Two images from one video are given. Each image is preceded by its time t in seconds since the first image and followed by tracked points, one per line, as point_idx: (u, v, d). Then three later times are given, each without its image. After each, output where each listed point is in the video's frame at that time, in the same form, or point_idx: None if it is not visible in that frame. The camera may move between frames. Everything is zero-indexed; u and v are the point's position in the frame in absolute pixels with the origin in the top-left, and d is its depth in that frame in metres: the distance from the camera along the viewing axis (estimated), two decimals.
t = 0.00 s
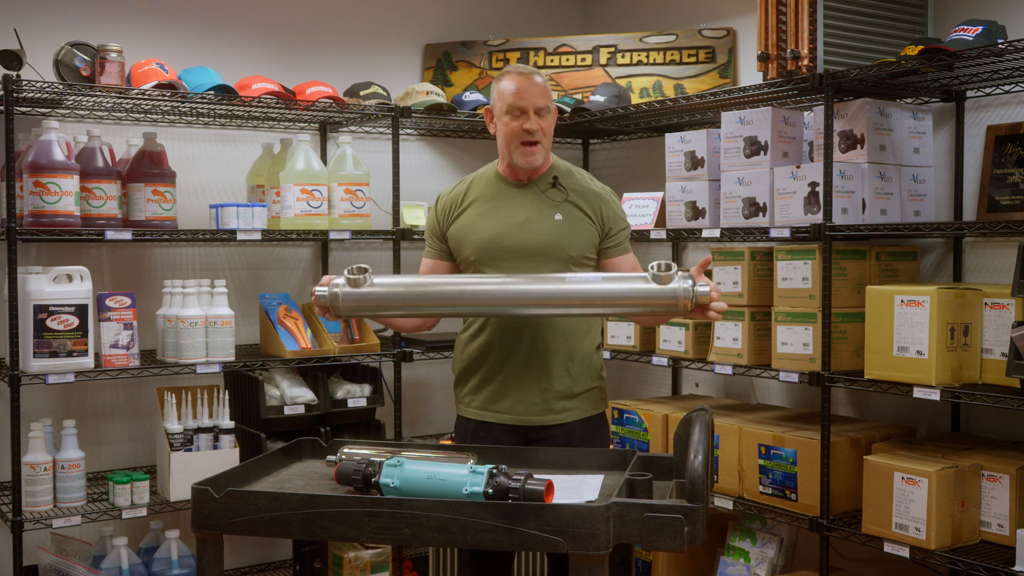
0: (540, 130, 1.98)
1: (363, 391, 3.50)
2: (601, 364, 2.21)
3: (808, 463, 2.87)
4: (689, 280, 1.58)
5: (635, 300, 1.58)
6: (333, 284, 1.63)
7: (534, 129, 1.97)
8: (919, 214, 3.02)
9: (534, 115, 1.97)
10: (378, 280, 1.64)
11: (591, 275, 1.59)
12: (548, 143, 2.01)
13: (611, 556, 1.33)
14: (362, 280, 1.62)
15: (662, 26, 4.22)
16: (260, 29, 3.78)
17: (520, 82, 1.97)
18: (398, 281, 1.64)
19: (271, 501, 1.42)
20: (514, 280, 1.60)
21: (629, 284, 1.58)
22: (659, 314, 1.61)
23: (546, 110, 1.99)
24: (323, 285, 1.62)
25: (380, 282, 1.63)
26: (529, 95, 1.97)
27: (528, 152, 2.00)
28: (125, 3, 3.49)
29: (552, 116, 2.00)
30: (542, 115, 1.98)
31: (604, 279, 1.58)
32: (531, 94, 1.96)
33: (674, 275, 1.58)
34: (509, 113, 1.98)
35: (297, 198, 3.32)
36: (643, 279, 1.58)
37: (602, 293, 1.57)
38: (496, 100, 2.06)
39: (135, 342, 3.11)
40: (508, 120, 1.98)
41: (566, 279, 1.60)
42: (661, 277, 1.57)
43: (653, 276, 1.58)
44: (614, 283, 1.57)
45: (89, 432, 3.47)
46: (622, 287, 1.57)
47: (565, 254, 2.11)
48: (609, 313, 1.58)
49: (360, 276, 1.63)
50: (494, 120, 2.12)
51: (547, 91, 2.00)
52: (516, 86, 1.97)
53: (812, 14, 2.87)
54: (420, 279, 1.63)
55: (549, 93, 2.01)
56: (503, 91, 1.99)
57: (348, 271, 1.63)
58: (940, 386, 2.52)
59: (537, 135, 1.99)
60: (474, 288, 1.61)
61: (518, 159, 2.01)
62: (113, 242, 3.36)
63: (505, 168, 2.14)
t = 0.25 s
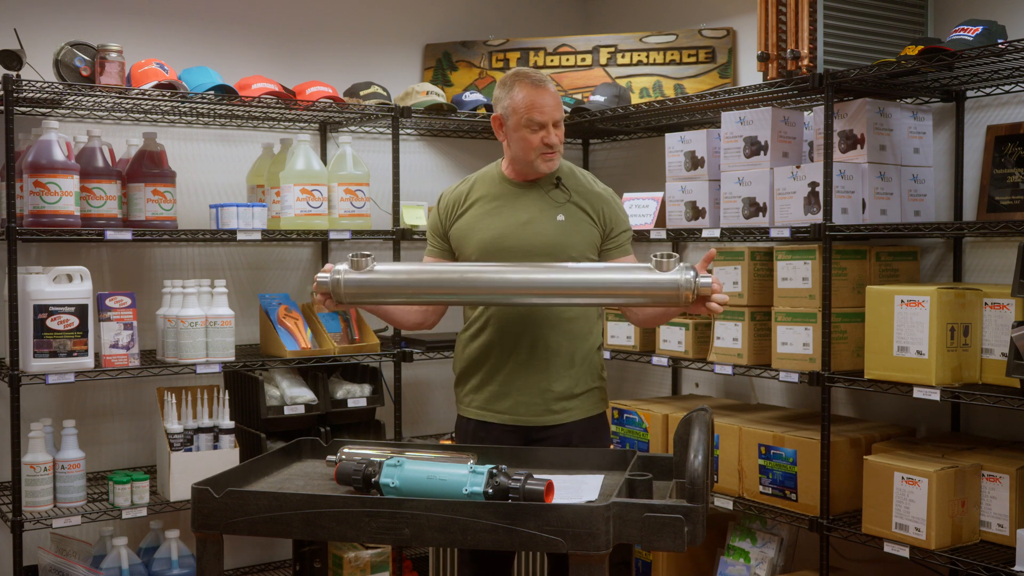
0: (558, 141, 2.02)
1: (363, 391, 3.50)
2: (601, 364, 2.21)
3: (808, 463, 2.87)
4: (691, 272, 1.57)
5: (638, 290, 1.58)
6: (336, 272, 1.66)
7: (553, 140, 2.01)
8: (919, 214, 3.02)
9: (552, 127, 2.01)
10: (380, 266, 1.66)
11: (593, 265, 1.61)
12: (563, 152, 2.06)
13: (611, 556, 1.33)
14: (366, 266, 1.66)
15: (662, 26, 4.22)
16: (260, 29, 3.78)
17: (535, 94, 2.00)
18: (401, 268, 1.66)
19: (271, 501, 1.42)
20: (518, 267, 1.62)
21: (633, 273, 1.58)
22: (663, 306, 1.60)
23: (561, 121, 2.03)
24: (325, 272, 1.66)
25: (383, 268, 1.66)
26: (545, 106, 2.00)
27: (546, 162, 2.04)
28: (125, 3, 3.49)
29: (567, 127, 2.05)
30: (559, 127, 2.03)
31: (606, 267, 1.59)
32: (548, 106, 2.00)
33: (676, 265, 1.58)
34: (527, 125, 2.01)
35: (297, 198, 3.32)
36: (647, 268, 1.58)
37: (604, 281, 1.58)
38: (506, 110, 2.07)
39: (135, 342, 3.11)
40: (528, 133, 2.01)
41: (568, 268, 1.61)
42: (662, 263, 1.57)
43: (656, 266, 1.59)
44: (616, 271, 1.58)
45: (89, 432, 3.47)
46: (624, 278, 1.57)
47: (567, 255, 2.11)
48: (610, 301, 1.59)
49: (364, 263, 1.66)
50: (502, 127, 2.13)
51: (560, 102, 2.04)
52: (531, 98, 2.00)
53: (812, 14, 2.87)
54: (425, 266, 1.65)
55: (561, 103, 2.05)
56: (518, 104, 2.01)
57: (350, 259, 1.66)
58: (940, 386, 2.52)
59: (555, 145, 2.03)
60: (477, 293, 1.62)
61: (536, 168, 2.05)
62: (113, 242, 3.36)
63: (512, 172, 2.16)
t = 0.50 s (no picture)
0: (559, 144, 2.01)
1: (363, 391, 3.50)
2: (601, 364, 2.21)
3: (808, 463, 2.87)
4: (694, 282, 1.57)
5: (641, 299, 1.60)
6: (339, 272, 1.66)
7: (553, 142, 2.00)
8: (919, 214, 3.02)
9: (553, 129, 2.00)
10: (383, 268, 1.66)
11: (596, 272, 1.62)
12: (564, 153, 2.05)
13: (610, 556, 1.33)
14: (369, 267, 1.66)
15: (662, 26, 4.22)
16: (260, 29, 3.78)
17: (537, 96, 1.99)
18: (404, 270, 1.65)
19: (271, 501, 1.42)
20: (520, 274, 1.62)
21: (636, 284, 1.59)
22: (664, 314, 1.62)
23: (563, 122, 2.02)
24: (329, 272, 1.66)
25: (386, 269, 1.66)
26: (546, 108, 1.99)
27: (546, 163, 2.04)
28: (125, 3, 3.49)
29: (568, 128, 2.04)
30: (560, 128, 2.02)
31: (609, 276, 1.60)
32: (549, 107, 1.99)
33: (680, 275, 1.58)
34: (528, 126, 2.00)
35: (297, 198, 3.32)
36: (649, 279, 1.59)
37: (606, 290, 1.59)
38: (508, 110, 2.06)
39: (135, 342, 3.11)
40: (529, 134, 2.01)
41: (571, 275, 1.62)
42: (666, 274, 1.58)
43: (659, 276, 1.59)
44: (619, 281, 1.59)
45: (89, 432, 3.47)
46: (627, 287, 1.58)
47: (568, 256, 2.11)
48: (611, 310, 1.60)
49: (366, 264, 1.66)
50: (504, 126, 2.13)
51: (563, 103, 2.03)
52: (533, 99, 1.99)
53: (812, 14, 2.87)
54: (426, 269, 1.65)
55: (564, 104, 2.03)
56: (520, 105, 2.00)
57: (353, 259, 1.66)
58: (940, 386, 2.52)
59: (555, 147, 2.02)
60: (477, 294, 1.62)
61: (536, 169, 2.04)
62: (113, 242, 3.36)
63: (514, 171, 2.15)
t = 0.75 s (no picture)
0: (540, 126, 1.99)
1: (363, 391, 3.51)
2: (601, 365, 2.21)
3: (808, 463, 2.87)
4: (696, 280, 1.57)
5: (642, 298, 1.59)
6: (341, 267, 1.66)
7: (534, 125, 1.99)
8: (919, 214, 3.02)
9: (535, 112, 1.99)
10: (385, 265, 1.67)
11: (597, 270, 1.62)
12: (550, 140, 2.02)
13: (610, 556, 1.33)
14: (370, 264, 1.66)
15: (662, 26, 4.22)
16: (260, 29, 3.78)
17: (521, 80, 2.00)
18: (405, 267, 1.66)
19: (271, 501, 1.42)
20: (520, 271, 1.63)
21: (637, 281, 1.59)
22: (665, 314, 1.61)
23: (548, 108, 2.01)
24: (331, 268, 1.67)
25: (388, 267, 1.66)
26: (530, 91, 1.99)
27: (528, 147, 2.01)
28: (125, 3, 3.49)
29: (555, 114, 2.03)
30: (544, 113, 2.01)
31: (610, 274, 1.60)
32: (532, 90, 1.99)
33: (681, 274, 1.58)
34: (510, 110, 1.99)
35: (297, 198, 3.32)
36: (650, 278, 1.59)
37: (606, 288, 1.59)
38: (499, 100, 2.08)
39: (135, 342, 3.11)
40: (511, 118, 2.01)
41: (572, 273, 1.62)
42: (667, 274, 1.57)
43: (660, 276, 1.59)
44: (619, 279, 1.59)
45: (88, 432, 3.47)
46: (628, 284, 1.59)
47: (568, 256, 2.11)
48: (612, 308, 1.60)
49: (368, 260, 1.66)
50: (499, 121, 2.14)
51: (550, 90, 2.02)
52: (517, 83, 2.00)
53: (812, 14, 2.87)
54: (426, 266, 1.65)
55: (552, 91, 2.02)
56: (505, 89, 2.01)
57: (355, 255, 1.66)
58: (940, 386, 2.52)
59: (538, 131, 2.00)
60: (478, 295, 1.62)
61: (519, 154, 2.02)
62: (113, 242, 3.36)
63: (510, 169, 2.15)
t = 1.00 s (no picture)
0: (535, 109, 2.02)
1: (363, 391, 3.50)
2: (603, 364, 2.21)
3: (808, 463, 2.87)
4: (697, 283, 1.57)
5: (643, 302, 1.59)
6: (341, 277, 1.66)
7: (528, 107, 2.02)
8: (919, 214, 3.02)
9: (530, 98, 2.03)
10: (385, 275, 1.65)
11: (598, 275, 1.62)
12: (544, 127, 2.04)
13: (610, 556, 1.33)
14: (369, 276, 1.65)
15: (662, 26, 4.22)
16: (260, 29, 3.78)
17: (518, 70, 2.06)
18: (406, 275, 1.65)
19: (271, 501, 1.42)
20: (522, 280, 1.62)
21: (638, 285, 1.59)
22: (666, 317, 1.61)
23: (543, 97, 2.05)
24: (331, 278, 1.66)
25: (388, 276, 1.65)
26: (527, 79, 2.04)
27: (522, 131, 2.03)
28: (125, 3, 3.49)
29: (550, 105, 2.06)
30: (539, 101, 2.04)
31: (611, 280, 1.60)
32: (529, 78, 2.04)
33: (681, 277, 1.58)
34: (506, 97, 2.04)
35: (297, 198, 3.32)
36: (650, 282, 1.59)
37: (608, 293, 1.59)
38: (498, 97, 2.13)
39: (135, 342, 3.11)
40: (506, 105, 2.05)
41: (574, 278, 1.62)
42: (668, 280, 1.57)
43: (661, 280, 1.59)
44: (620, 284, 1.59)
45: (88, 432, 3.47)
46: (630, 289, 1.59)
47: (569, 253, 2.11)
48: (614, 313, 1.60)
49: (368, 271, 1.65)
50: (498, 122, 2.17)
51: (547, 82, 2.07)
52: (514, 73, 2.06)
53: (812, 14, 2.87)
54: (427, 275, 1.65)
55: (548, 83, 2.08)
56: (503, 80, 2.07)
57: (356, 265, 1.66)
58: (940, 386, 2.52)
59: (532, 115, 2.03)
60: (480, 294, 1.62)
61: (513, 138, 2.03)
62: (113, 242, 3.36)
63: (507, 168, 2.15)
